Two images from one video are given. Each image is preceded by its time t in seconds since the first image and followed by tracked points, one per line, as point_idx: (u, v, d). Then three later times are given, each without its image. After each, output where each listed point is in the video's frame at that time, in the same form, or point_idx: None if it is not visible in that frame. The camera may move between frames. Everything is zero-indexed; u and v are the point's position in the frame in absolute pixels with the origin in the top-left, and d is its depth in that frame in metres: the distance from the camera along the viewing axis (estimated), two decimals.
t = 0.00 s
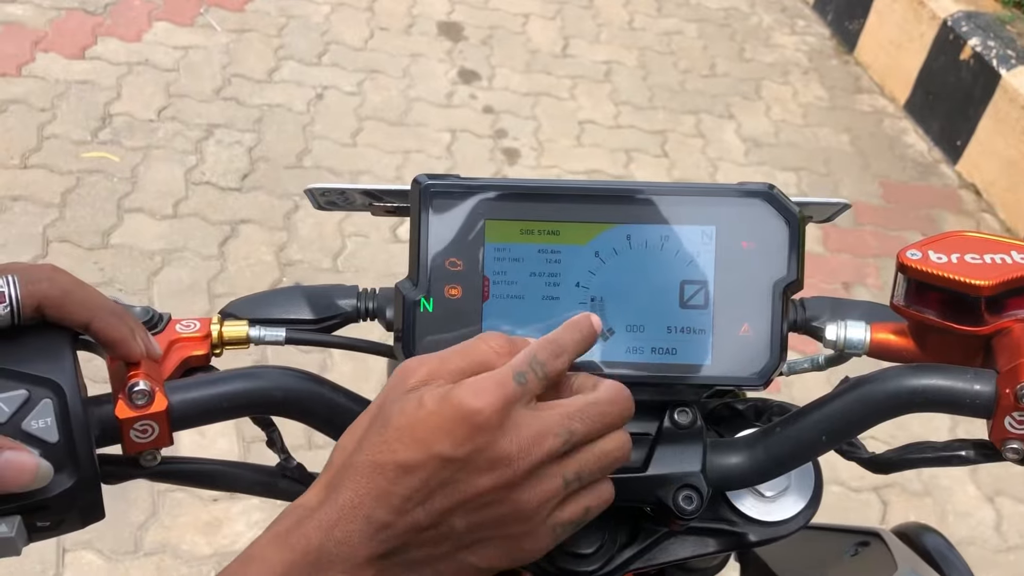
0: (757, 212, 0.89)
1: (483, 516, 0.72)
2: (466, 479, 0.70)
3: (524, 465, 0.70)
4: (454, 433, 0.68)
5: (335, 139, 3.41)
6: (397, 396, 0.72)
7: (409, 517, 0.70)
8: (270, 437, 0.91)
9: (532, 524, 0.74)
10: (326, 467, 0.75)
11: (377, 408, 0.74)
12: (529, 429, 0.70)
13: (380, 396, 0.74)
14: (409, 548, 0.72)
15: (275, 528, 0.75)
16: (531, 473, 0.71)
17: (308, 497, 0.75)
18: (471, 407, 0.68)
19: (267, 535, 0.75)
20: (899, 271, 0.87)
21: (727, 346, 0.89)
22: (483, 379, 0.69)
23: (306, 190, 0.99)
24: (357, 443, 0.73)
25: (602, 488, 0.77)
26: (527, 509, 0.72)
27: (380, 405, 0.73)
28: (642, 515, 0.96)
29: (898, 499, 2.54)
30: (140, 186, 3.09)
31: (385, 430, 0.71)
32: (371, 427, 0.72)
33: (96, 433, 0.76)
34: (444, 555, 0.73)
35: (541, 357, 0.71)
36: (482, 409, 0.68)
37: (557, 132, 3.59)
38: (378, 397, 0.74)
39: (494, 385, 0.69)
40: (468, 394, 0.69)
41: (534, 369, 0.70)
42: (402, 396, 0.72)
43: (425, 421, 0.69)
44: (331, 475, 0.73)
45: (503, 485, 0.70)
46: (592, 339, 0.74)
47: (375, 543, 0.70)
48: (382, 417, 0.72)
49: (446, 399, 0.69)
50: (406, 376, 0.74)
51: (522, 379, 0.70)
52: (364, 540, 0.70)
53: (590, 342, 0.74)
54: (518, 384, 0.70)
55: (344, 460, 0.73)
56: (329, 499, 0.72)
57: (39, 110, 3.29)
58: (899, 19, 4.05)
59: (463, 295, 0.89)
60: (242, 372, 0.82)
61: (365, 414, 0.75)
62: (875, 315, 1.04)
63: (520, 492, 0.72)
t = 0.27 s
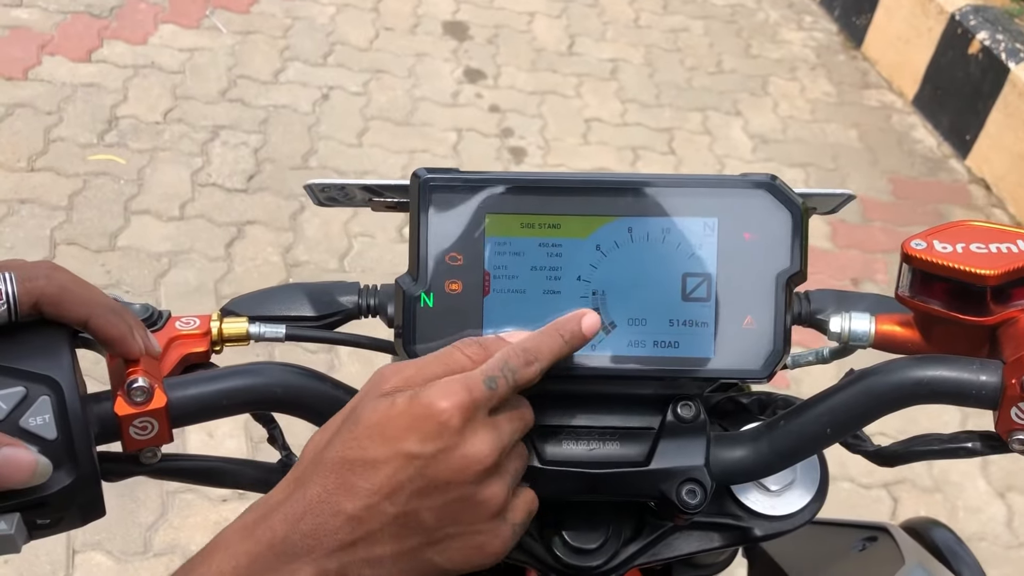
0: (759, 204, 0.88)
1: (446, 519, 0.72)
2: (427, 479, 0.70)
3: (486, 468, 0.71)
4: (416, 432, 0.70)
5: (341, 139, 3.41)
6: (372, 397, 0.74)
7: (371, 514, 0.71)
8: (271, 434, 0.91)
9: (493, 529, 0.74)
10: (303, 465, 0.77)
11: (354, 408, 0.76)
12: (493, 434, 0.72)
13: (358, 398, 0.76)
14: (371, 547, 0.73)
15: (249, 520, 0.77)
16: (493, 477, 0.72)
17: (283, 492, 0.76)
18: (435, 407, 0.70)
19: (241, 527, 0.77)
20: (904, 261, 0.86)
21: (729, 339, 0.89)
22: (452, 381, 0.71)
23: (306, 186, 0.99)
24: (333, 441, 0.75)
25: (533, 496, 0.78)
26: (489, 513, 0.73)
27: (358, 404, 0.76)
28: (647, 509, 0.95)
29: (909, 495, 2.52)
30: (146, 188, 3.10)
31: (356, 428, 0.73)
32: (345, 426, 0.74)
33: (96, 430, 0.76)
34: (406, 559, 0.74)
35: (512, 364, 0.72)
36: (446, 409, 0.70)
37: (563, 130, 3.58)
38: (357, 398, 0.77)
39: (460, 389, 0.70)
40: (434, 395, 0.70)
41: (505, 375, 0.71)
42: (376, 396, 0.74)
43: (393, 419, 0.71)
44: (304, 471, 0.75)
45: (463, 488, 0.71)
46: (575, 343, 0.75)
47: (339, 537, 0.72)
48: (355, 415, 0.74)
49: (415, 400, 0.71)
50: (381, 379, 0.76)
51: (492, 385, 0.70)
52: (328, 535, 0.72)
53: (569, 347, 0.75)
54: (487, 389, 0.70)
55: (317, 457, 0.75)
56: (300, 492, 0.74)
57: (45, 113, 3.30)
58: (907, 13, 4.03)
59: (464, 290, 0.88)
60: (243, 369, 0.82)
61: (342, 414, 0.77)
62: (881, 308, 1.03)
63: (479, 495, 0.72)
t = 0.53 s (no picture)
0: (755, 204, 0.89)
1: (470, 541, 0.73)
2: (449, 503, 0.70)
3: (508, 488, 0.72)
4: (436, 460, 0.69)
5: (341, 142, 3.41)
6: (385, 428, 0.73)
7: (396, 545, 0.71)
8: (271, 439, 0.91)
9: (515, 547, 0.75)
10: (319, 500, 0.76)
11: (366, 441, 0.75)
12: (509, 454, 0.73)
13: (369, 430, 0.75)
14: None
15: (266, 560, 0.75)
16: (513, 495, 0.73)
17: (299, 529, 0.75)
18: (453, 433, 0.69)
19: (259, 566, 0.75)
20: (900, 260, 0.86)
21: (727, 339, 0.89)
22: (466, 406, 0.71)
23: (303, 191, 0.99)
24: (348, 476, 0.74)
25: (550, 517, 0.81)
26: (514, 532, 0.74)
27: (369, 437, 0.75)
28: (647, 510, 0.95)
29: (912, 491, 2.52)
30: (147, 193, 3.11)
31: (373, 462, 0.72)
32: (360, 460, 0.73)
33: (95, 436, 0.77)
34: None
35: (523, 381, 0.72)
36: (465, 435, 0.69)
37: (563, 131, 3.58)
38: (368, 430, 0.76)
39: (476, 411, 0.70)
40: (450, 420, 0.70)
41: (517, 394, 0.71)
42: (388, 428, 0.73)
43: (412, 449, 0.70)
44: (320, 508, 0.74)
45: (486, 509, 0.71)
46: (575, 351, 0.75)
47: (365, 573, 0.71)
48: (370, 447, 0.73)
49: (432, 427, 0.71)
50: (391, 410, 0.75)
51: (506, 404, 0.71)
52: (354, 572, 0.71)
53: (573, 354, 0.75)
54: (501, 409, 0.70)
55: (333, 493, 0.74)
56: (320, 530, 0.72)
57: (46, 119, 3.31)
58: (905, 10, 4.03)
59: (462, 293, 0.89)
60: (241, 374, 0.82)
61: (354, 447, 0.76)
62: (878, 306, 1.03)
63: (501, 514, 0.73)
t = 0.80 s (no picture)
0: (755, 208, 0.88)
1: (494, 545, 0.72)
2: (472, 506, 0.70)
3: (531, 491, 0.72)
4: (458, 462, 0.69)
5: (341, 145, 3.41)
6: (402, 433, 0.73)
7: (418, 550, 0.70)
8: (273, 445, 0.91)
9: (540, 550, 0.75)
10: (337, 507, 0.75)
11: (383, 446, 0.74)
12: (530, 457, 0.73)
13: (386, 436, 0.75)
14: None
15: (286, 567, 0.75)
16: (537, 498, 0.73)
17: (320, 535, 0.75)
18: (473, 436, 0.69)
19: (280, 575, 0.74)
20: (901, 263, 0.86)
21: (728, 343, 0.89)
22: (486, 408, 0.70)
23: (304, 197, 0.99)
24: (366, 482, 0.73)
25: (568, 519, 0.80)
26: (537, 536, 0.74)
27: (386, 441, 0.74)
28: (649, 514, 0.95)
29: (915, 492, 2.52)
30: (148, 197, 3.11)
31: (392, 466, 0.71)
32: (379, 465, 0.73)
33: (97, 444, 0.77)
34: None
35: (537, 386, 0.72)
36: (486, 438, 0.69)
37: (563, 133, 3.58)
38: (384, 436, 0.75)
39: (496, 413, 0.70)
40: (469, 423, 0.70)
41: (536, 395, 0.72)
42: (406, 432, 0.73)
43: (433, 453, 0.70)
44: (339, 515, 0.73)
45: (510, 511, 0.71)
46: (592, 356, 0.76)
47: None
48: (388, 452, 0.73)
49: (454, 430, 0.70)
50: (407, 414, 0.75)
51: (525, 408, 0.71)
52: None
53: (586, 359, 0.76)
54: (520, 412, 0.70)
55: (353, 499, 0.73)
56: (341, 536, 0.72)
57: (47, 124, 3.31)
58: (904, 10, 4.03)
59: (463, 298, 0.89)
60: (242, 382, 0.82)
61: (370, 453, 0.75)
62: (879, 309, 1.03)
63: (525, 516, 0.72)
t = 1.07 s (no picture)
0: (763, 212, 0.88)
1: (482, 540, 0.71)
2: (462, 498, 0.69)
3: (525, 487, 0.71)
4: (454, 453, 0.69)
5: (345, 146, 3.41)
6: (397, 422, 0.73)
7: (405, 541, 0.69)
8: (275, 450, 0.90)
9: (525, 550, 0.74)
10: (322, 494, 0.74)
11: (375, 434, 0.74)
12: (526, 453, 0.72)
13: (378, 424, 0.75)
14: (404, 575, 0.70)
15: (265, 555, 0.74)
16: (529, 494, 0.73)
17: (303, 523, 0.74)
18: (471, 427, 0.69)
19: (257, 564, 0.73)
20: (909, 268, 0.85)
21: (735, 349, 0.88)
22: (485, 401, 0.71)
23: (307, 199, 0.99)
24: (356, 469, 0.73)
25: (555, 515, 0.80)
26: (526, 534, 0.73)
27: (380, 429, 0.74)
28: (654, 520, 0.94)
29: (919, 495, 2.50)
30: (152, 197, 3.11)
31: (385, 453, 0.71)
32: (371, 452, 0.73)
33: (98, 450, 0.76)
34: None
35: (538, 383, 0.72)
36: (483, 429, 0.69)
37: (567, 134, 3.58)
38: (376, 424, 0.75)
39: (496, 405, 0.70)
40: (467, 415, 0.70)
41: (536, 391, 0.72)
42: (401, 420, 0.73)
43: (428, 442, 0.70)
44: (326, 502, 0.73)
45: (501, 507, 0.70)
46: (595, 361, 0.76)
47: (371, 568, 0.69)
48: (381, 440, 0.73)
49: (450, 420, 0.70)
50: (402, 403, 0.75)
51: (525, 404, 0.71)
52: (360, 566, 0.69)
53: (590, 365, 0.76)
54: (520, 407, 0.70)
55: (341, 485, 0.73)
56: (326, 522, 0.71)
57: (51, 124, 3.31)
58: (910, 12, 4.01)
59: (467, 302, 0.88)
60: (245, 386, 0.82)
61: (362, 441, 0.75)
62: (886, 314, 1.03)
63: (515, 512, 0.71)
